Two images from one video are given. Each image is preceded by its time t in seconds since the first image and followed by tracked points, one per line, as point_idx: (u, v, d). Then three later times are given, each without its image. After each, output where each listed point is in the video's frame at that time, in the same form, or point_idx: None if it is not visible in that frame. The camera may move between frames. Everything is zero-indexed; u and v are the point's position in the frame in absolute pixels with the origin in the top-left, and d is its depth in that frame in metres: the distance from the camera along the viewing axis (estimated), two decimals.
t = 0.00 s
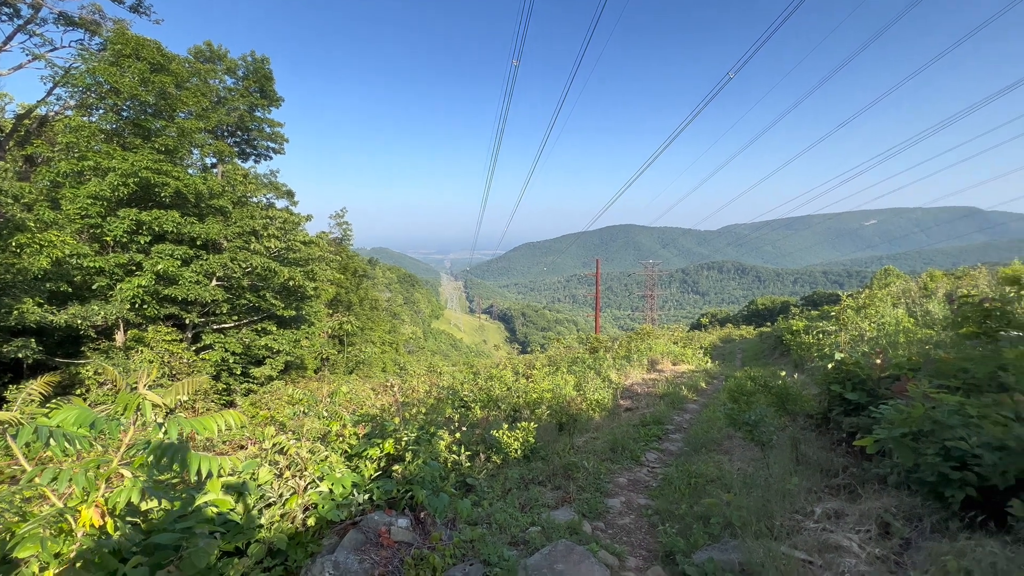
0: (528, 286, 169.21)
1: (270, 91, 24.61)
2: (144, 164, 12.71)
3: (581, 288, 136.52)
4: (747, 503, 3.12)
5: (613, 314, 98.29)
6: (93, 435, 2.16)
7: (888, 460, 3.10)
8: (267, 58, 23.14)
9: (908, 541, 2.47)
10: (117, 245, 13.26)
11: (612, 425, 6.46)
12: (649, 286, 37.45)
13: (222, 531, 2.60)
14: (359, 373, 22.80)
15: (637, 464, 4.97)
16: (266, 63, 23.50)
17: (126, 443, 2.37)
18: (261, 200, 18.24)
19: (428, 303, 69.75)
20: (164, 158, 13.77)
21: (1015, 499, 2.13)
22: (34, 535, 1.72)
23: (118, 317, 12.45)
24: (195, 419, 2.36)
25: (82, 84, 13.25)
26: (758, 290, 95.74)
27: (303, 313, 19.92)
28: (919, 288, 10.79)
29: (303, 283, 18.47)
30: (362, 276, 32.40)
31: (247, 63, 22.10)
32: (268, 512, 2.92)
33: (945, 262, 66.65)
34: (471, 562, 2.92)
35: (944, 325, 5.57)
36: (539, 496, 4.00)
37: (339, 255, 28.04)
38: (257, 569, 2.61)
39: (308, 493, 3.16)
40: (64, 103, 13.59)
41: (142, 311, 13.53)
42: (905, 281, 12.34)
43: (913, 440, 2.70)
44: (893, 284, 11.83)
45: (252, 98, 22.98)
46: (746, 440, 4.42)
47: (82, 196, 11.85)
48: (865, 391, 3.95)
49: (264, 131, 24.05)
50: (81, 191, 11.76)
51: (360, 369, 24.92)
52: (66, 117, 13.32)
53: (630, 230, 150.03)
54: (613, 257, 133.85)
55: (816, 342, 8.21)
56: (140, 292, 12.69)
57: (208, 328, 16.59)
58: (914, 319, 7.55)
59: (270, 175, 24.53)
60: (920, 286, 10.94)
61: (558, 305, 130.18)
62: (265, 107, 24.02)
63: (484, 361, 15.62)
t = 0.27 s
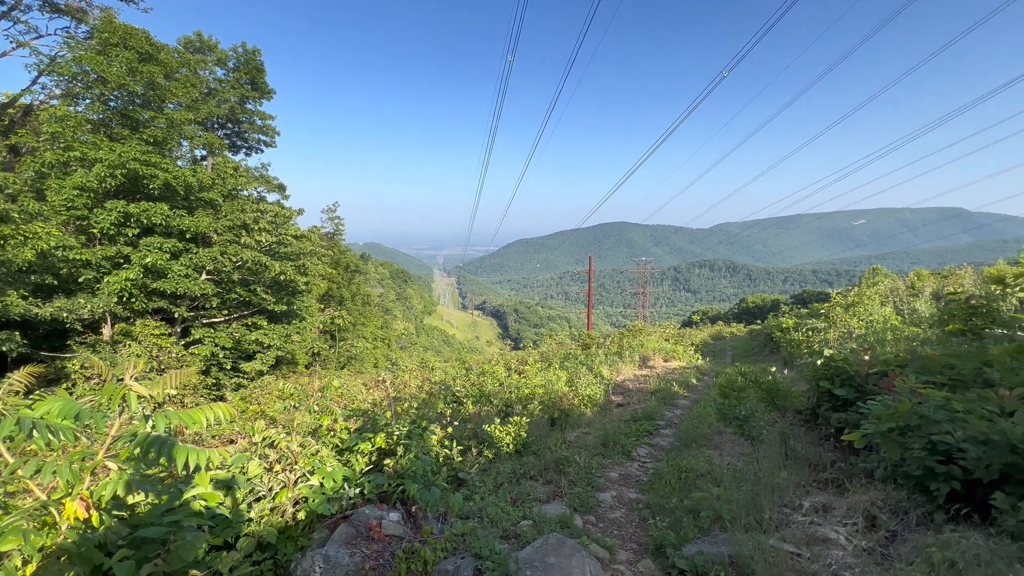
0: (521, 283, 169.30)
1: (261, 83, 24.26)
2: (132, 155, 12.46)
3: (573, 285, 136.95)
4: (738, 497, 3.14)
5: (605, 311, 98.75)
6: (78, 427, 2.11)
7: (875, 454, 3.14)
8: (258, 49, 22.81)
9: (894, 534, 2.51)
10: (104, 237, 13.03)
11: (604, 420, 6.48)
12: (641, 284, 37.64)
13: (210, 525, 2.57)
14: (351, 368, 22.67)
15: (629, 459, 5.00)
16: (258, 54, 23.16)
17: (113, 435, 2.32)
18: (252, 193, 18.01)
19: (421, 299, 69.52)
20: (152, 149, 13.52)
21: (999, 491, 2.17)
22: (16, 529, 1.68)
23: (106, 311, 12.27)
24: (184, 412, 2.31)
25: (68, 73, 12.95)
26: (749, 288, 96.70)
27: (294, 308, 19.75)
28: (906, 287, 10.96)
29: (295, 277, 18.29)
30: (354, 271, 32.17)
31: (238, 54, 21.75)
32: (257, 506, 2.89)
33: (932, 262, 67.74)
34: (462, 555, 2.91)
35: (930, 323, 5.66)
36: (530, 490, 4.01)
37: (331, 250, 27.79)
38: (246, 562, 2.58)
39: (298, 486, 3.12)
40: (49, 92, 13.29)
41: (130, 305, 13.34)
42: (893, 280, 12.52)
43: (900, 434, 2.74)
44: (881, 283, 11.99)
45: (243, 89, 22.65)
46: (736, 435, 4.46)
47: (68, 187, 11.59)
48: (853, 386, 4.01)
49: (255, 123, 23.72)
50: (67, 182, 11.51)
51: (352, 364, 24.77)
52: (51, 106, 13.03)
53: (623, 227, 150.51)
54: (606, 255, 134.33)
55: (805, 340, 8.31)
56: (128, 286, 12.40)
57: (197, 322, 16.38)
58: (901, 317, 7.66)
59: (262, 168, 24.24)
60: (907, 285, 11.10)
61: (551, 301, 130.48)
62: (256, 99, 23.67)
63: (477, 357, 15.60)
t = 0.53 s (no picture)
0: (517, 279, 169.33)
1: (255, 75, 23.98)
2: (122, 147, 12.26)
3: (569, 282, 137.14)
4: (731, 492, 3.12)
5: (601, 308, 99.04)
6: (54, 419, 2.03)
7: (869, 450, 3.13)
8: (252, 41, 22.52)
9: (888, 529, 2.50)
10: (94, 230, 12.85)
11: (598, 416, 6.47)
12: (636, 281, 37.73)
13: (195, 521, 2.50)
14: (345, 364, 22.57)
15: (622, 454, 4.98)
16: (251, 46, 22.87)
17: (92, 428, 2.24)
18: (245, 187, 17.82)
19: (416, 295, 69.33)
20: (143, 141, 13.32)
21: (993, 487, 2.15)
22: None
23: (96, 304, 12.16)
24: (167, 405, 2.24)
25: (57, 62, 12.89)
26: (743, 285, 97.25)
27: (287, 303, 19.61)
28: (899, 284, 11.02)
29: (288, 272, 18.14)
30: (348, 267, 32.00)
31: (231, 46, 21.46)
32: (244, 501, 2.83)
33: (924, 261, 68.38)
34: (453, 551, 2.87)
35: (923, 319, 5.68)
36: (523, 486, 3.98)
37: (325, 245, 27.60)
38: (232, 559, 2.52)
39: (287, 482, 3.06)
40: (38, 83, 13.05)
41: (121, 299, 13.19)
42: (886, 278, 12.59)
43: (894, 429, 2.73)
44: (874, 281, 12.07)
45: (236, 82, 22.38)
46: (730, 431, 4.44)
47: (57, 179, 11.39)
48: (847, 382, 4.01)
49: (248, 117, 23.44)
50: (56, 174, 11.30)
51: (346, 360, 24.66)
52: (40, 97, 12.80)
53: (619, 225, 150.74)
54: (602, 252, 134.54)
55: (799, 336, 8.34)
56: (118, 280, 12.20)
57: (189, 317, 16.22)
58: (894, 314, 7.69)
59: (255, 162, 24.00)
60: (900, 283, 11.17)
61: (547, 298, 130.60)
62: (250, 92, 23.39)
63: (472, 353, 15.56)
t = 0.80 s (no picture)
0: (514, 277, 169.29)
1: (248, 71, 23.74)
2: (112, 142, 12.05)
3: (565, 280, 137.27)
4: (726, 494, 3.03)
5: (597, 306, 99.23)
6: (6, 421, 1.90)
7: (867, 450, 3.05)
8: (245, 36, 22.28)
9: (888, 533, 2.42)
10: (84, 227, 12.68)
11: (592, 415, 6.38)
12: (633, 279, 37.71)
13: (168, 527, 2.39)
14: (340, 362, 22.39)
15: (616, 454, 4.88)
16: (244, 41, 22.63)
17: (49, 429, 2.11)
18: (239, 184, 17.63)
19: (412, 293, 69.09)
20: (133, 137, 13.12)
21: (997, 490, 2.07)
22: None
23: (86, 302, 12.02)
24: (132, 407, 2.12)
25: (44, 57, 12.65)
26: (739, 284, 97.63)
27: (281, 301, 19.43)
28: (895, 282, 11.01)
29: (282, 270, 17.97)
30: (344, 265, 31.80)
31: (224, 40, 21.21)
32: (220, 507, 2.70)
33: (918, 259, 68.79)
34: (439, 557, 2.77)
35: (920, 317, 5.63)
36: (514, 487, 3.88)
37: (320, 243, 27.40)
38: (206, 567, 2.41)
39: (266, 485, 2.95)
40: (25, 77, 12.84)
41: (111, 297, 13.02)
42: (881, 276, 12.59)
43: (893, 430, 2.65)
44: (870, 279, 12.05)
45: (229, 78, 22.15)
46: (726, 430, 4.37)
47: (45, 175, 11.18)
48: (845, 381, 3.95)
49: (242, 113, 23.19)
50: (44, 169, 11.10)
51: (341, 358, 24.48)
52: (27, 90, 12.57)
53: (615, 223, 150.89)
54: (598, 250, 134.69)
55: (795, 334, 8.29)
56: (108, 277, 12.03)
57: (182, 314, 16.02)
58: (890, 312, 7.65)
59: (249, 159, 23.79)
60: (896, 281, 11.15)
61: (544, 296, 130.63)
62: (243, 88, 23.16)
63: (467, 351, 15.46)
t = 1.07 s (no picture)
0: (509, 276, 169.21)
1: (240, 68, 23.45)
2: (98, 139, 11.76)
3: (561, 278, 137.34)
4: (722, 496, 2.93)
5: (593, 304, 99.40)
6: None
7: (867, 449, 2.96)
8: (236, 32, 22.01)
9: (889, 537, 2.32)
10: (71, 225, 12.48)
11: (587, 414, 6.27)
12: (629, 277, 37.69)
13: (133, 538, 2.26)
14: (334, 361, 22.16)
15: (610, 454, 4.78)
16: (236, 37, 22.34)
17: None
18: (230, 181, 17.39)
19: (408, 292, 68.80)
20: (121, 134, 12.88)
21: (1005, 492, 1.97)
22: None
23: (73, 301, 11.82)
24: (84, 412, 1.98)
25: (29, 51, 12.37)
26: (734, 281, 98.04)
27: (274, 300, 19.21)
28: (890, 279, 10.99)
29: (274, 268, 17.74)
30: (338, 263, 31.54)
31: (215, 36, 20.91)
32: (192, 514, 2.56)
33: (910, 257, 69.34)
34: (423, 564, 2.64)
35: (917, 313, 5.57)
36: (504, 489, 3.76)
37: (314, 241, 27.13)
38: None
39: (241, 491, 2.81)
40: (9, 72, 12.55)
41: (99, 296, 12.82)
42: (876, 273, 12.59)
43: (894, 429, 2.55)
44: (865, 276, 12.03)
45: (221, 74, 21.86)
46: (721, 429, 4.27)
47: (29, 172, 10.94)
48: (842, 378, 3.89)
49: (234, 110, 22.90)
50: (27, 166, 10.84)
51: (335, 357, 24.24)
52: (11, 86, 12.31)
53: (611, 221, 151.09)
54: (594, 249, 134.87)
55: (791, 332, 8.23)
56: (95, 276, 11.84)
57: (173, 314, 15.71)
58: (887, 309, 7.61)
59: (241, 157, 23.51)
60: (891, 278, 11.13)
61: (540, 295, 130.63)
62: (235, 84, 22.86)
63: (462, 350, 15.32)
